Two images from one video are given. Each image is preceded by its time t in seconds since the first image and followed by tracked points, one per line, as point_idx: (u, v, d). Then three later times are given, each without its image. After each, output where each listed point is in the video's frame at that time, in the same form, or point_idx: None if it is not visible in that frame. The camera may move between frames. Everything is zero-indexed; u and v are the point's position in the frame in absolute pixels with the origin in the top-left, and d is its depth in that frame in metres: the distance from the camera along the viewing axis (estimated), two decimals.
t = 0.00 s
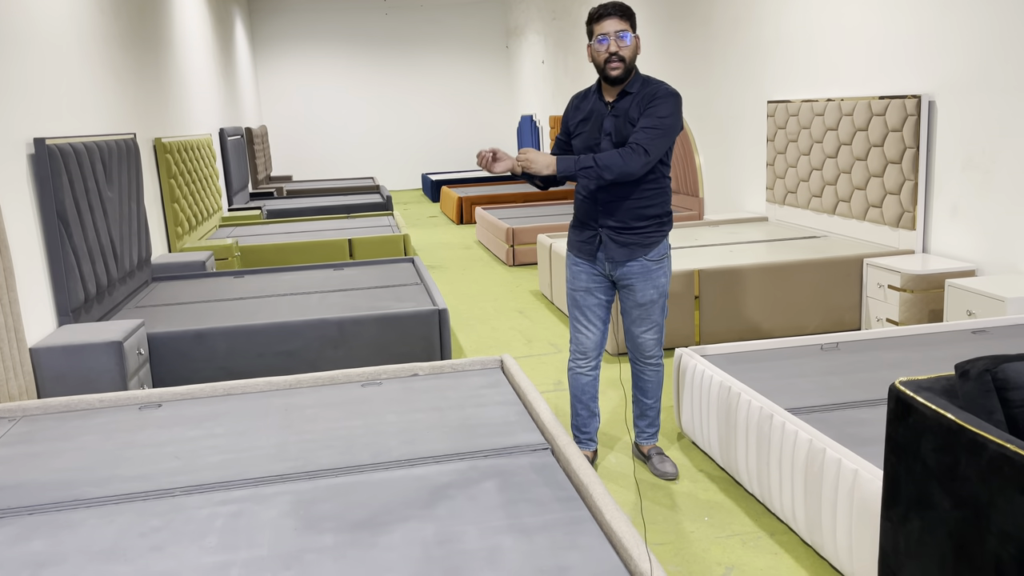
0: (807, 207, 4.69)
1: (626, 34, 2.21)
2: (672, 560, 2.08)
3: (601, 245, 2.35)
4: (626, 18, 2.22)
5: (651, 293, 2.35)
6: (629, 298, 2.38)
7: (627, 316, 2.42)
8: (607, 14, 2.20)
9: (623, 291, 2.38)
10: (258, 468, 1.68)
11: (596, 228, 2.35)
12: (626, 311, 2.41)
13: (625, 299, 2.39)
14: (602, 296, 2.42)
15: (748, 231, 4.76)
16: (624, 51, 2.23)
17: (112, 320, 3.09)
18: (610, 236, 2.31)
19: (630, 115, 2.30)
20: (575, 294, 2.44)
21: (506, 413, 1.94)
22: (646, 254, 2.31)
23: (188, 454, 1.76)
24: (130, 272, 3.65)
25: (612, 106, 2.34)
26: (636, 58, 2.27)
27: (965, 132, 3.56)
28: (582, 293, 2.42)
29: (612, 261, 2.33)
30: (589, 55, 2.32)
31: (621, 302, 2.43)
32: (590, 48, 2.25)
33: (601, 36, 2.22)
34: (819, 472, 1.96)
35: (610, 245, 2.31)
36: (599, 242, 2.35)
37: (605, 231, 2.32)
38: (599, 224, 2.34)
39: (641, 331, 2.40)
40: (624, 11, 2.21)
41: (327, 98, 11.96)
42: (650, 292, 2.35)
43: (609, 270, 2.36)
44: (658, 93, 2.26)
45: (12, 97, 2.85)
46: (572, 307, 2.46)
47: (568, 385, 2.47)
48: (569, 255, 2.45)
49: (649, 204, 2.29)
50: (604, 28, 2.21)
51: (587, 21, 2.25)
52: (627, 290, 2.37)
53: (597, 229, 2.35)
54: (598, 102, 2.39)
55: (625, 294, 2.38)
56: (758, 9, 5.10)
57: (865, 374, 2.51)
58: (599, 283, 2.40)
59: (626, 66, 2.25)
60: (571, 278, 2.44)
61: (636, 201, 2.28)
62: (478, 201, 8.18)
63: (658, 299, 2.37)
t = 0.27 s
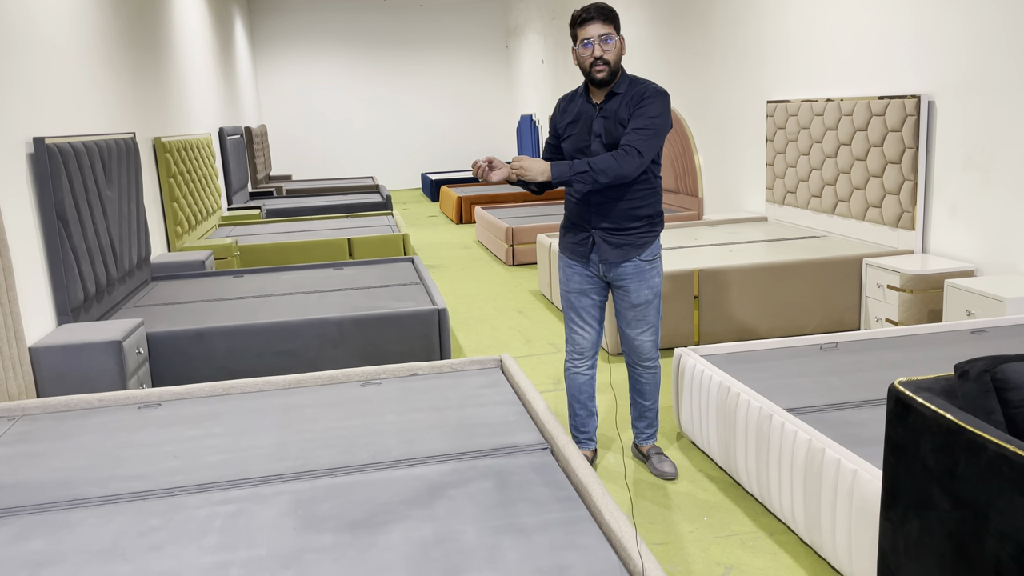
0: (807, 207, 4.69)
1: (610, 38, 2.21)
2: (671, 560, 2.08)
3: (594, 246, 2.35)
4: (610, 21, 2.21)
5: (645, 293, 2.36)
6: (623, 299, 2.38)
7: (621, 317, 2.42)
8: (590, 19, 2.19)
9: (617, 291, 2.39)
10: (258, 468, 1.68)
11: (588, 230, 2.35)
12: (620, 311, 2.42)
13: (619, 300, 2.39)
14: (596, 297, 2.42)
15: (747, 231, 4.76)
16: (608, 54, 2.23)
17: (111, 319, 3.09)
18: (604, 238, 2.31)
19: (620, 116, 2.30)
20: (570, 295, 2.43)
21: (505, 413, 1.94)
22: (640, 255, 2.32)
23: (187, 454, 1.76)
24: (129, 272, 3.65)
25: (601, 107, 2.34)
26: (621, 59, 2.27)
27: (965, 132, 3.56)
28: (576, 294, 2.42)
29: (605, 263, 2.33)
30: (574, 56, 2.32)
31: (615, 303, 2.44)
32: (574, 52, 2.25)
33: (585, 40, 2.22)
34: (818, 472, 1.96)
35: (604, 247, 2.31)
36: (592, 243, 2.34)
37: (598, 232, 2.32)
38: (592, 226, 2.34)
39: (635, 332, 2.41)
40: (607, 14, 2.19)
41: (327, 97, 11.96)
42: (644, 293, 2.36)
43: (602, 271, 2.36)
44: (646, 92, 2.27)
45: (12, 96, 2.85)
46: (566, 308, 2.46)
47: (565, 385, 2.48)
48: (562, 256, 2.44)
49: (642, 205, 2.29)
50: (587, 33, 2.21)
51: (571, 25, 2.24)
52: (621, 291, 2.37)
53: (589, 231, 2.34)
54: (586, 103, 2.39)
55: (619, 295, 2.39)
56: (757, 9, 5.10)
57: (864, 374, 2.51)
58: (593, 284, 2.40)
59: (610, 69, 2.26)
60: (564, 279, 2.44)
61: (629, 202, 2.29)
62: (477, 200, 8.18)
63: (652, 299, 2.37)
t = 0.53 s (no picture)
0: (805, 209, 4.69)
1: (596, 38, 2.21)
2: (669, 561, 2.08)
3: (584, 249, 2.35)
4: (596, 23, 2.23)
5: (637, 296, 2.36)
6: (615, 301, 2.38)
7: (612, 319, 2.43)
8: (576, 20, 2.21)
9: (609, 294, 2.39)
10: (256, 469, 1.68)
11: (578, 233, 2.35)
12: (612, 314, 2.42)
13: (611, 302, 2.40)
14: (588, 299, 2.42)
15: (746, 233, 4.76)
16: (595, 55, 2.23)
17: (110, 320, 3.09)
18: (593, 240, 2.31)
19: (608, 118, 2.30)
20: (562, 298, 2.44)
21: (504, 414, 1.94)
22: (630, 257, 2.32)
23: (186, 455, 1.76)
24: (129, 272, 3.65)
25: (589, 110, 2.34)
26: (609, 61, 2.27)
27: (963, 134, 3.57)
28: (567, 296, 2.42)
29: (596, 266, 2.34)
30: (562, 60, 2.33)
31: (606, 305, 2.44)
32: (561, 54, 2.25)
33: (572, 41, 2.23)
34: (817, 474, 1.96)
35: (594, 250, 2.31)
36: (582, 246, 2.35)
37: (587, 235, 2.32)
38: (581, 229, 2.34)
39: (626, 334, 2.41)
40: (592, 16, 2.22)
41: (327, 98, 11.96)
42: (635, 295, 2.36)
43: (593, 273, 2.36)
44: (634, 94, 2.27)
45: (11, 97, 2.85)
46: (559, 310, 2.47)
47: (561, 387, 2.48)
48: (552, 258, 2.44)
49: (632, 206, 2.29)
50: (574, 34, 2.22)
51: (557, 28, 2.26)
52: (613, 293, 2.37)
53: (579, 234, 2.34)
54: (574, 106, 2.38)
55: (611, 298, 2.39)
56: (757, 11, 5.10)
57: (862, 376, 2.51)
58: (585, 287, 2.41)
59: (598, 70, 2.25)
60: (556, 281, 2.44)
61: (619, 203, 2.29)
62: (476, 201, 8.19)
63: (644, 302, 2.38)
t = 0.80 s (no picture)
0: (804, 212, 4.70)
1: (586, 39, 2.22)
2: (667, 564, 2.08)
3: (575, 253, 2.36)
4: (585, 26, 2.24)
5: (629, 300, 2.37)
6: (608, 305, 2.39)
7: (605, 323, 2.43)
8: (565, 23, 2.23)
9: (601, 298, 2.39)
10: (255, 471, 1.68)
11: (570, 236, 2.35)
12: (604, 318, 2.42)
13: (603, 306, 2.40)
14: (580, 303, 2.43)
15: (744, 236, 4.77)
16: (586, 55, 2.23)
17: (109, 322, 3.09)
18: (585, 244, 2.32)
19: (599, 122, 2.31)
20: (555, 302, 2.44)
21: (502, 417, 1.95)
22: (621, 261, 2.32)
23: (185, 457, 1.76)
24: (127, 274, 3.65)
25: (580, 114, 2.35)
26: (600, 62, 2.27)
27: (960, 138, 3.58)
28: (560, 300, 2.43)
29: (588, 269, 2.34)
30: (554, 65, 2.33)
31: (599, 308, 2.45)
32: (553, 57, 2.25)
33: (563, 43, 2.23)
34: (814, 476, 1.97)
35: (585, 253, 2.32)
36: (574, 250, 2.35)
37: (579, 239, 2.33)
38: (573, 232, 2.34)
39: (618, 337, 2.42)
40: (581, 19, 2.24)
41: (325, 100, 11.96)
42: (627, 299, 2.36)
43: (585, 277, 2.37)
44: (623, 97, 2.27)
45: (10, 99, 2.85)
46: (552, 314, 2.47)
47: (558, 391, 2.48)
48: (544, 263, 2.45)
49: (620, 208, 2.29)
50: (564, 36, 2.23)
51: (547, 34, 2.27)
52: (605, 297, 2.38)
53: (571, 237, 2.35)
54: (567, 110, 2.39)
55: (604, 302, 2.39)
56: (755, 14, 5.12)
57: (859, 379, 2.52)
58: (577, 291, 2.41)
59: (590, 70, 2.25)
60: (548, 286, 2.45)
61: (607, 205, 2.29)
62: (475, 204, 8.20)
63: (637, 305, 2.38)
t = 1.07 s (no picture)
0: (802, 214, 4.71)
1: (585, 41, 2.23)
2: (664, 566, 2.09)
3: (575, 255, 2.34)
4: (585, 28, 2.25)
5: (628, 299, 2.37)
6: (606, 306, 2.39)
7: (602, 325, 2.42)
8: (565, 22, 2.23)
9: (599, 299, 2.39)
10: (254, 473, 1.68)
11: (569, 239, 2.34)
12: (602, 319, 2.42)
13: (601, 307, 2.40)
14: (577, 307, 2.42)
15: (742, 238, 4.78)
16: (584, 57, 2.24)
17: (107, 323, 3.09)
18: (586, 246, 2.32)
19: (604, 125, 2.33)
20: (550, 306, 2.43)
21: (501, 419, 1.95)
22: (622, 261, 2.34)
23: (183, 459, 1.76)
24: (125, 276, 3.65)
25: (580, 117, 2.34)
26: (597, 65, 2.28)
27: (958, 141, 3.59)
28: (557, 305, 2.41)
29: (589, 271, 2.34)
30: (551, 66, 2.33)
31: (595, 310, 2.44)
32: (550, 56, 2.25)
33: (561, 42, 2.23)
34: (812, 478, 1.97)
35: (588, 255, 2.32)
36: (573, 252, 2.34)
37: (580, 241, 2.32)
38: (573, 235, 2.33)
39: (615, 338, 2.41)
40: (582, 21, 2.24)
41: (324, 102, 11.97)
42: (626, 299, 2.37)
43: (585, 279, 2.36)
44: (628, 101, 2.31)
45: (9, 100, 2.86)
46: (548, 319, 2.45)
47: (554, 394, 2.48)
48: (539, 268, 2.42)
49: (624, 211, 2.32)
50: (563, 36, 2.23)
51: (547, 32, 2.28)
52: (604, 297, 2.38)
53: (571, 240, 2.34)
54: (564, 113, 2.37)
55: (601, 303, 2.39)
56: (753, 17, 5.13)
57: (857, 381, 2.53)
58: (574, 294, 2.40)
59: (586, 72, 2.25)
60: (544, 290, 2.43)
61: (615, 208, 2.31)
62: (474, 206, 8.21)
63: (635, 305, 2.39)
